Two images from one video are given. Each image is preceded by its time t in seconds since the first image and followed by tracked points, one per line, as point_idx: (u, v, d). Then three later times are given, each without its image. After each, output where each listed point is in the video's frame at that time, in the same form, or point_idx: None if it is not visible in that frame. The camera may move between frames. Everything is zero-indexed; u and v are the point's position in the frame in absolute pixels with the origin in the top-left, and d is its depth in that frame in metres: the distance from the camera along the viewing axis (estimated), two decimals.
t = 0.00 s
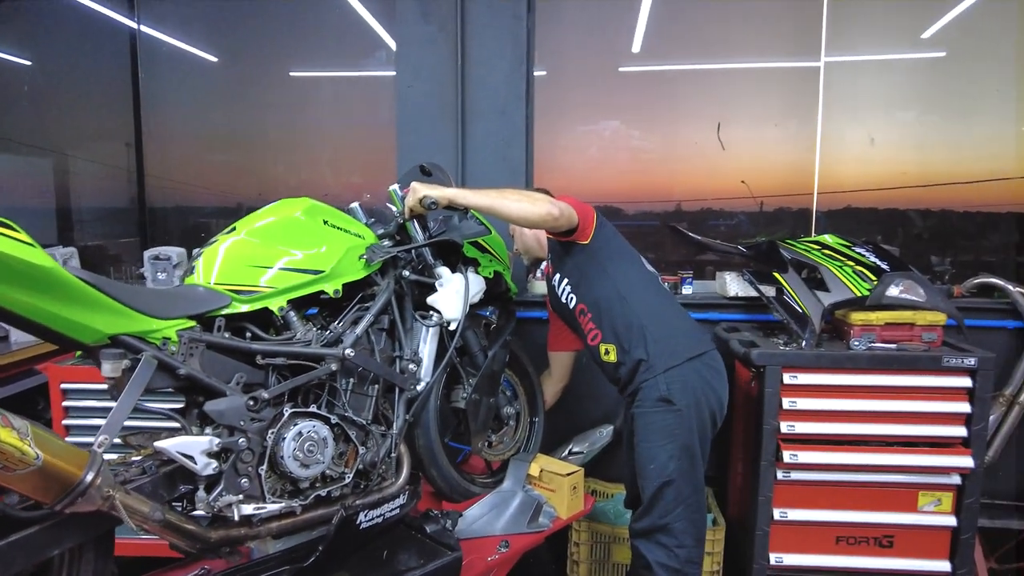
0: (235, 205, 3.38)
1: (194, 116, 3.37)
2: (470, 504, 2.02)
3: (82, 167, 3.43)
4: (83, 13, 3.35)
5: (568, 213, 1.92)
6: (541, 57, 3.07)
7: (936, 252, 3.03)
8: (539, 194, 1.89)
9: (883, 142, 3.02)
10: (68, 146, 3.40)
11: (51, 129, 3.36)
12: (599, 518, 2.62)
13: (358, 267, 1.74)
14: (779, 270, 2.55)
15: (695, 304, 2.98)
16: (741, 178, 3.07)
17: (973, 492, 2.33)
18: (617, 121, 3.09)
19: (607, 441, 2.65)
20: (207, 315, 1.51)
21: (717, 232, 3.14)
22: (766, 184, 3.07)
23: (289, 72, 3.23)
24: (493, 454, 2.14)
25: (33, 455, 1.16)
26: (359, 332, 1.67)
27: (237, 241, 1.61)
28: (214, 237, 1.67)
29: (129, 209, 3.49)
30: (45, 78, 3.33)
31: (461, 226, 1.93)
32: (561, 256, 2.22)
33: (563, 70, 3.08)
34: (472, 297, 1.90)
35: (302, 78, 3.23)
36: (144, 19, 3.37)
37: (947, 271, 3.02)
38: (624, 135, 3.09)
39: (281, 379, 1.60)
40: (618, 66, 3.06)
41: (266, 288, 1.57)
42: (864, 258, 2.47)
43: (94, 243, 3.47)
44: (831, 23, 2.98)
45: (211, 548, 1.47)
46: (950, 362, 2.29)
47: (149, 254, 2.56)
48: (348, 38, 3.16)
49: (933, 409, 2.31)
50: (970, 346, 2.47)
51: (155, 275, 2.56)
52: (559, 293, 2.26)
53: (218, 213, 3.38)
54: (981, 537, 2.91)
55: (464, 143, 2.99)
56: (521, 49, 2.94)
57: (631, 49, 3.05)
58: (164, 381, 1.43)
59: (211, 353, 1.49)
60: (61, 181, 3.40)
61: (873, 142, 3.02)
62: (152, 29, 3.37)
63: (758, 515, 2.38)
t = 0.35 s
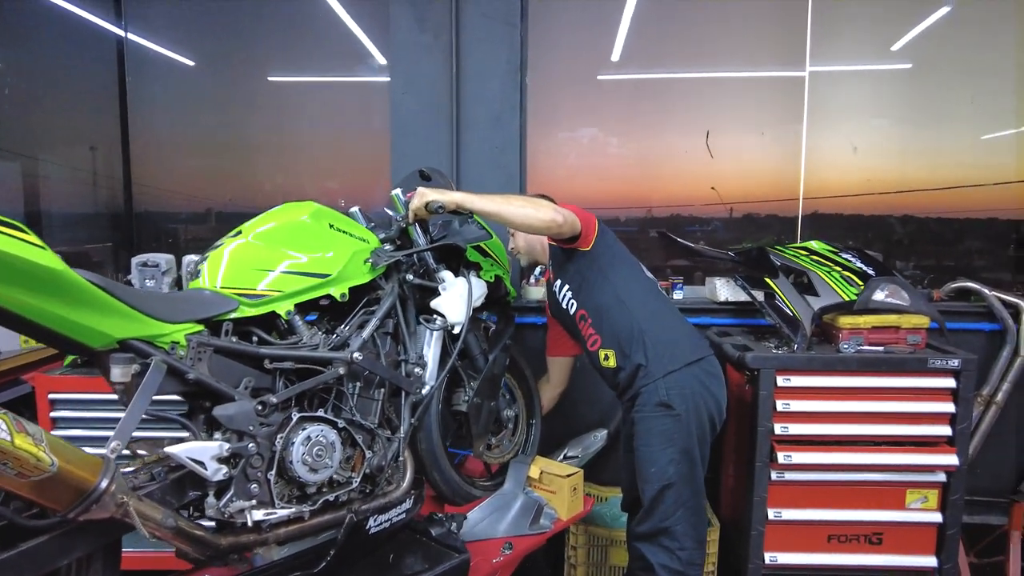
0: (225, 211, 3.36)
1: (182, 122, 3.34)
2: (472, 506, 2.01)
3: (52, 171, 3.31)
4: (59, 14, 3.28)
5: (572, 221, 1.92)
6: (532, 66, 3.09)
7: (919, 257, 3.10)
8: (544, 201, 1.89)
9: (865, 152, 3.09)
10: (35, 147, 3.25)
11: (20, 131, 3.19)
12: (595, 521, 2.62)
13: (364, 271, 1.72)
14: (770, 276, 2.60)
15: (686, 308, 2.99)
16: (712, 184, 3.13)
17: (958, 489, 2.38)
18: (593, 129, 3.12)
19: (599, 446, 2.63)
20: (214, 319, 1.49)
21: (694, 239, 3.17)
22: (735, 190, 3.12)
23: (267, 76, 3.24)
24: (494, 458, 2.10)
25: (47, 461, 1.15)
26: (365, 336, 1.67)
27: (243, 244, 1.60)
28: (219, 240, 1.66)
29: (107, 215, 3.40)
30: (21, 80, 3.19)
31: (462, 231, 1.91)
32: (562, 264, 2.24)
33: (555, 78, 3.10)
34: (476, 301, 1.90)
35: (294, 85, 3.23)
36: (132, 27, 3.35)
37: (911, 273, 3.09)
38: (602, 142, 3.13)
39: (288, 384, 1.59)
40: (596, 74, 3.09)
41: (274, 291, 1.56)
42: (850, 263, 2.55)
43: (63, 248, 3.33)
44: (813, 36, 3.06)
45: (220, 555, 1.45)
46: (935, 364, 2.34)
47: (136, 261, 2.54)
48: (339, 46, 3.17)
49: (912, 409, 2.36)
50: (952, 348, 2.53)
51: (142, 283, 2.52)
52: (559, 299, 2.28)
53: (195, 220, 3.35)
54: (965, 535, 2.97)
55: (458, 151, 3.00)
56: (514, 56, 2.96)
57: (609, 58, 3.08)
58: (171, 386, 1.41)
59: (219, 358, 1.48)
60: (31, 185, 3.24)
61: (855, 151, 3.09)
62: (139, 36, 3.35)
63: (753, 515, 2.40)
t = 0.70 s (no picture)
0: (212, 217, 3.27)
1: (170, 128, 3.26)
2: (468, 500, 1.96)
3: (29, 176, 3.01)
4: (32, 13, 3.02)
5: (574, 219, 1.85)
6: (530, 71, 3.01)
7: (913, 263, 3.09)
8: (544, 194, 1.82)
9: (860, 163, 3.06)
10: (9, 152, 2.94)
11: None
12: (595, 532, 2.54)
13: (357, 254, 1.65)
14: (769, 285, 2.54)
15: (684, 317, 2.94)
16: (692, 191, 3.08)
17: (958, 495, 2.33)
18: (579, 136, 3.04)
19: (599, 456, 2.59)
20: (200, 301, 1.41)
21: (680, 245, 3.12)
22: (716, 197, 3.08)
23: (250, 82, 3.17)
24: (488, 451, 2.00)
25: (17, 449, 1.03)
26: (359, 323, 1.59)
27: (230, 224, 1.52)
28: (206, 218, 1.58)
29: (79, 219, 3.21)
30: None
31: (459, 216, 1.86)
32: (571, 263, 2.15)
33: (552, 84, 3.02)
34: (472, 289, 1.85)
35: (285, 92, 3.16)
36: (119, 33, 3.25)
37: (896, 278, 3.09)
38: (587, 148, 3.05)
39: (277, 371, 1.51)
40: (582, 82, 3.01)
41: (262, 274, 1.48)
42: (847, 272, 2.48)
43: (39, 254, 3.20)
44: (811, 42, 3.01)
45: (204, 552, 1.36)
46: (935, 372, 2.29)
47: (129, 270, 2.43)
48: (331, 53, 3.10)
49: (897, 418, 2.31)
50: (949, 355, 2.49)
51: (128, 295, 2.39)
52: (563, 299, 2.19)
53: (172, 224, 3.30)
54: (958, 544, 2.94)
55: (456, 157, 2.93)
56: (511, 63, 2.90)
57: (596, 65, 3.01)
58: (153, 370, 1.32)
59: (203, 342, 1.40)
60: None
61: (849, 160, 3.06)
62: (127, 43, 3.26)
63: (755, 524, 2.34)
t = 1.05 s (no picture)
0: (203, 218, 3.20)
1: (164, 131, 3.17)
2: (455, 486, 1.87)
3: (17, 178, 3.09)
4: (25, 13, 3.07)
5: (563, 192, 1.82)
6: (527, 70, 2.96)
7: (910, 260, 3.05)
8: (534, 164, 1.78)
9: (856, 161, 3.02)
10: None
11: None
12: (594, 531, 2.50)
13: (340, 227, 1.61)
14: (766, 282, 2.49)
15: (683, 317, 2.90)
16: (684, 194, 3.03)
17: (954, 492, 2.29)
18: (572, 138, 3.00)
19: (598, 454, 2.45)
20: (175, 270, 1.37)
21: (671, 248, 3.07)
22: (706, 201, 3.04)
23: (244, 84, 3.09)
24: (479, 435, 1.95)
25: None
26: (341, 297, 1.55)
27: (208, 192, 1.47)
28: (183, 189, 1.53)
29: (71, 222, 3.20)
30: None
31: (447, 191, 1.81)
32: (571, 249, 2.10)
33: (549, 85, 2.97)
34: (459, 266, 1.80)
35: (280, 94, 3.07)
36: (113, 35, 3.17)
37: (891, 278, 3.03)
38: (581, 150, 3.00)
39: (256, 345, 1.46)
40: (574, 84, 2.96)
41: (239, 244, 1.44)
42: (843, 270, 2.45)
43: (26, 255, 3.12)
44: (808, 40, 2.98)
45: (178, 531, 1.30)
46: (932, 369, 2.25)
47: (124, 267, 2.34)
48: (326, 55, 3.05)
49: (894, 415, 2.27)
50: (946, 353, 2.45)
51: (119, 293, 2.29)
52: (561, 288, 2.14)
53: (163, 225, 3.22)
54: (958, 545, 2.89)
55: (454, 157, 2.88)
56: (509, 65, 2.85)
57: (591, 67, 2.96)
58: (125, 340, 1.28)
59: (178, 314, 1.35)
60: None
61: (845, 160, 3.02)
62: (120, 45, 3.17)
63: (753, 523, 2.29)
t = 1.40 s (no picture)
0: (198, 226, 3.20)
1: (161, 138, 3.18)
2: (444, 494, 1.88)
3: (16, 185, 3.17)
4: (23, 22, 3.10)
5: (552, 198, 1.83)
6: (519, 80, 2.98)
7: (901, 268, 3.07)
8: (521, 171, 1.80)
9: (847, 169, 3.05)
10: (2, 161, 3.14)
11: None
12: (587, 540, 2.50)
13: (326, 237, 1.62)
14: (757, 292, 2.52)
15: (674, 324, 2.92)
16: (684, 197, 3.05)
17: (945, 501, 2.30)
18: (570, 143, 3.01)
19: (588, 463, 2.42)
20: (161, 281, 1.37)
21: (670, 251, 3.09)
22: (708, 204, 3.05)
23: (242, 90, 3.10)
24: (468, 443, 1.97)
25: None
26: (328, 307, 1.55)
27: (195, 204, 1.48)
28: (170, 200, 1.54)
29: (70, 228, 3.25)
30: None
31: (436, 201, 1.82)
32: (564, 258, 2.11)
33: (540, 92, 2.99)
34: (448, 274, 1.81)
35: (274, 100, 3.08)
36: (109, 42, 3.19)
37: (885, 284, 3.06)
38: (579, 156, 3.02)
39: (242, 355, 1.47)
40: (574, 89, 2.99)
41: (224, 254, 1.45)
42: (835, 279, 2.49)
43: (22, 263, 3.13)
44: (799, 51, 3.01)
45: (163, 542, 1.30)
46: (922, 378, 2.26)
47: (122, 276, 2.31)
48: (320, 64, 3.06)
49: (884, 424, 2.28)
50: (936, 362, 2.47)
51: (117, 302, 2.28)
52: (555, 298, 2.15)
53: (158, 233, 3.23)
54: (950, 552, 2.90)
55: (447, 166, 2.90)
56: (502, 74, 2.86)
57: (587, 73, 2.99)
58: (109, 352, 1.29)
59: (164, 325, 1.36)
60: None
61: (836, 168, 3.05)
62: (116, 52, 3.20)
63: (744, 531, 2.30)
